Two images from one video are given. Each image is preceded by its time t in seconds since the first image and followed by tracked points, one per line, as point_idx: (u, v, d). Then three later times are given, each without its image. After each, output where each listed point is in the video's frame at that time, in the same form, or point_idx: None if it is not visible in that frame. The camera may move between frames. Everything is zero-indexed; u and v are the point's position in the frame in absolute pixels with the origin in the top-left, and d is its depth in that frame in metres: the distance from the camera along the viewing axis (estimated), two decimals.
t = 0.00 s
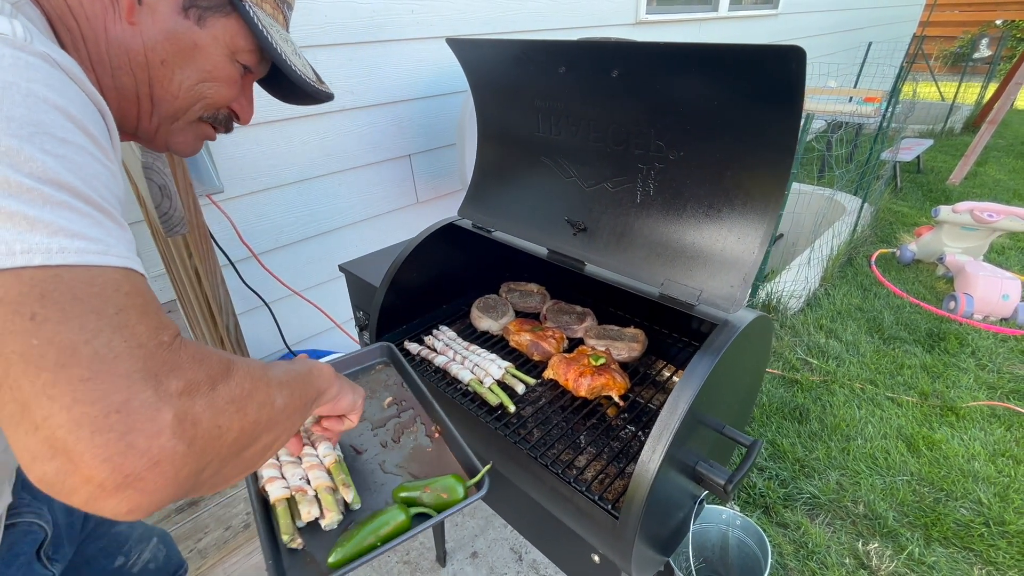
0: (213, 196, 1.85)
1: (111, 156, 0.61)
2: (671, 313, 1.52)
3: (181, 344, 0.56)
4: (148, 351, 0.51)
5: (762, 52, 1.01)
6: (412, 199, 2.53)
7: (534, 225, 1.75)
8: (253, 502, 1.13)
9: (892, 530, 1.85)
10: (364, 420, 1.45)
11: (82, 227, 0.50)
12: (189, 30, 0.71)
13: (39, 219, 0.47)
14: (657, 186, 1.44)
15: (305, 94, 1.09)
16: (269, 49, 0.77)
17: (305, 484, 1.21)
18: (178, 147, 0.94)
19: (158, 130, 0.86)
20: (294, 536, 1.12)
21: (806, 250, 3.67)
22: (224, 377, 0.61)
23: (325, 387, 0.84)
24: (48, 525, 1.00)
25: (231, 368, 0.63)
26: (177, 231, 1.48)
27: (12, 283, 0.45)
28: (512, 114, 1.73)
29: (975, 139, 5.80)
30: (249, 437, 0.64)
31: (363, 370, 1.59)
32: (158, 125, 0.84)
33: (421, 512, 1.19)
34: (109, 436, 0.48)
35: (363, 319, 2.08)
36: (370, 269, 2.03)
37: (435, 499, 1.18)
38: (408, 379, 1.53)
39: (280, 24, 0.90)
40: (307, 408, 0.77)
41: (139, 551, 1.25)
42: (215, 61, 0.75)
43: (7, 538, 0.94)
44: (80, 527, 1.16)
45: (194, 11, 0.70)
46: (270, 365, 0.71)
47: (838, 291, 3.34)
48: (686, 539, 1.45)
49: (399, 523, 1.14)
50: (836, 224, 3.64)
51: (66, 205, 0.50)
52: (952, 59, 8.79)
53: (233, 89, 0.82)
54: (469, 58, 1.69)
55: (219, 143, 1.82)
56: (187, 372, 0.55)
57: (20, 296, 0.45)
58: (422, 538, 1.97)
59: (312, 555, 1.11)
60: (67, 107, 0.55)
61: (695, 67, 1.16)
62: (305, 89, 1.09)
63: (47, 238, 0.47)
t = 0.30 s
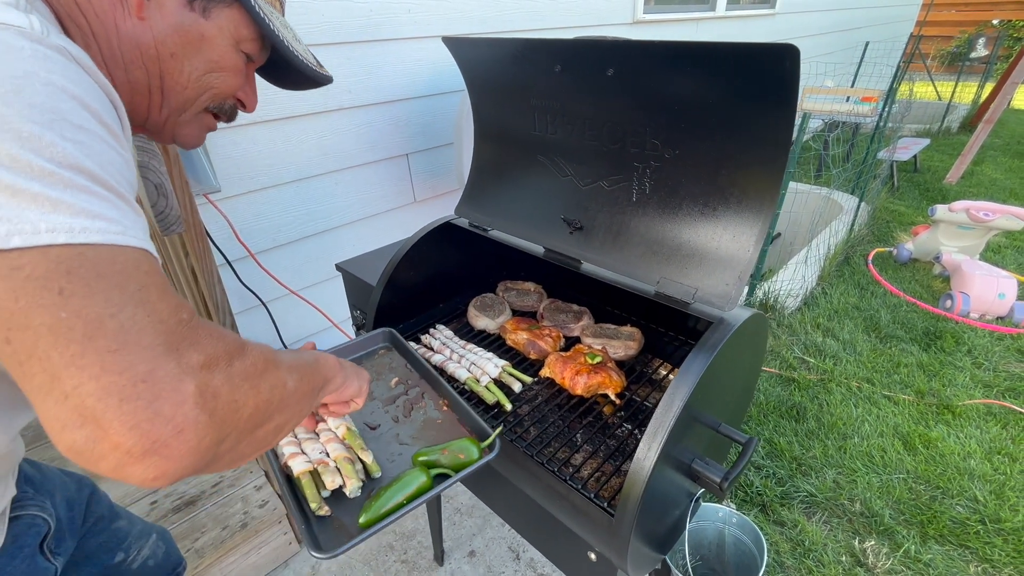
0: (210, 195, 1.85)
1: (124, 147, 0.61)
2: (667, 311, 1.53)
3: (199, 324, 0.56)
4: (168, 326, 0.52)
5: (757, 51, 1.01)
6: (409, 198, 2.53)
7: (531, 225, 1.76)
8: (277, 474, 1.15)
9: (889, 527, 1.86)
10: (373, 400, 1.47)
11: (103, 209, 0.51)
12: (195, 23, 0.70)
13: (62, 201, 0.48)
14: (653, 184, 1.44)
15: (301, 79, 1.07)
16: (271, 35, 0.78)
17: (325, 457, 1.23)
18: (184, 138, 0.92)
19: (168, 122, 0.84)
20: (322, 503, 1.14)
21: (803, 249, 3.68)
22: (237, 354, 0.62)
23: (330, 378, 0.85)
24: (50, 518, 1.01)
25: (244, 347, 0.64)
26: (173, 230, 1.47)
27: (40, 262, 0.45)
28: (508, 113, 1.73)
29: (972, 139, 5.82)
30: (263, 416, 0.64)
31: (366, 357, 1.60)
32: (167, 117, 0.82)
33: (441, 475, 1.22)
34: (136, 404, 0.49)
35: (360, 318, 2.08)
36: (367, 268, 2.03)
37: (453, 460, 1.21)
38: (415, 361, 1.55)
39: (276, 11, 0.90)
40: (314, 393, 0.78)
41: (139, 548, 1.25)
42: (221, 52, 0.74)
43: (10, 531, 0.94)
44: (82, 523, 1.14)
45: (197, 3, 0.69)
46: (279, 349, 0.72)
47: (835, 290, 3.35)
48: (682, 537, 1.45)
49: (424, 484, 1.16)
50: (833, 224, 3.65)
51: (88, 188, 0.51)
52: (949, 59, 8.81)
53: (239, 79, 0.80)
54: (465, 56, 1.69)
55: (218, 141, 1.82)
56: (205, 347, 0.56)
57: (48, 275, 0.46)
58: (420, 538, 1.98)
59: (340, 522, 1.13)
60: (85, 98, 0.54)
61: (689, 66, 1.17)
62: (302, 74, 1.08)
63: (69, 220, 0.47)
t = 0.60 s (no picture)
0: (206, 195, 1.84)
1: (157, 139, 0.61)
2: (663, 311, 1.53)
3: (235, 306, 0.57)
4: (211, 304, 0.53)
5: (754, 48, 1.00)
6: (406, 198, 2.53)
7: (529, 224, 1.75)
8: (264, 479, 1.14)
9: (887, 527, 1.86)
10: (367, 407, 1.47)
11: (146, 197, 0.51)
12: (213, 22, 0.69)
13: (108, 187, 0.48)
14: (650, 183, 1.44)
15: (305, 75, 1.04)
16: (280, 32, 0.77)
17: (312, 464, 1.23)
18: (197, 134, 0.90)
19: (181, 117, 0.82)
20: (307, 512, 1.13)
21: (801, 249, 3.68)
22: (270, 336, 0.62)
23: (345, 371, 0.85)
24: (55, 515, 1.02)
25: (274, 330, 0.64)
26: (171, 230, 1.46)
27: (93, 245, 0.46)
28: (505, 112, 1.72)
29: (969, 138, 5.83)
30: (292, 397, 0.65)
31: (365, 362, 1.60)
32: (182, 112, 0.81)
33: (429, 488, 1.22)
34: (186, 374, 0.49)
35: (357, 318, 2.07)
36: (364, 268, 2.02)
37: (443, 474, 1.21)
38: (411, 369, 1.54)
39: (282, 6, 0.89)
40: (333, 382, 0.78)
41: (137, 549, 1.24)
42: (236, 51, 0.74)
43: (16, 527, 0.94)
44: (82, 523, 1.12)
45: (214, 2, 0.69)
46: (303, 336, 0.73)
47: (833, 290, 3.35)
48: (680, 538, 1.45)
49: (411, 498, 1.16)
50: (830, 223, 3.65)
51: (132, 176, 0.51)
52: (946, 58, 8.81)
53: (251, 75, 0.80)
54: (463, 55, 1.68)
55: (216, 140, 1.81)
56: (242, 328, 0.57)
57: (100, 256, 0.46)
58: (417, 538, 1.97)
59: (324, 531, 1.12)
60: (125, 93, 0.55)
61: (684, 65, 1.16)
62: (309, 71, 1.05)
63: (114, 206, 0.47)
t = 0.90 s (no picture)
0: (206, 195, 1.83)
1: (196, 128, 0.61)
2: (662, 313, 1.52)
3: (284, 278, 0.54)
4: (250, 280, 0.50)
5: (758, 48, 1.00)
6: (406, 197, 2.52)
7: (530, 225, 1.75)
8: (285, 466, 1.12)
9: (887, 528, 1.85)
10: (379, 397, 1.48)
11: (194, 181, 0.51)
12: (235, 30, 0.69)
13: (156, 173, 0.47)
14: (651, 183, 1.43)
15: (313, 79, 1.04)
16: (298, 40, 0.78)
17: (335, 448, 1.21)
18: (213, 139, 0.90)
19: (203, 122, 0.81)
20: (331, 494, 1.13)
21: (801, 249, 3.68)
22: (324, 298, 0.58)
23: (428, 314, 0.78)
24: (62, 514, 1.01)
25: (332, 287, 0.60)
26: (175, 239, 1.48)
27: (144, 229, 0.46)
28: (506, 112, 1.72)
29: (969, 138, 5.82)
30: (359, 357, 0.61)
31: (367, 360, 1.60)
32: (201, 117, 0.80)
33: (448, 466, 1.24)
34: (238, 353, 0.48)
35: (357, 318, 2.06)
36: (364, 268, 2.01)
37: (461, 451, 1.23)
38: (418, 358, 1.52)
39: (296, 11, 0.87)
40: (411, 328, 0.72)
41: (139, 549, 1.23)
42: (256, 58, 0.73)
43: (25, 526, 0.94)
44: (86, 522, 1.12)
45: (237, 11, 0.69)
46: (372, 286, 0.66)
47: (833, 290, 3.35)
48: (681, 539, 1.44)
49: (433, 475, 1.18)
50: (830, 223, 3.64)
51: (178, 160, 0.51)
52: (946, 59, 8.81)
53: (267, 82, 0.80)
54: (464, 55, 1.68)
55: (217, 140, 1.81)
56: (289, 298, 0.53)
57: (147, 244, 0.46)
58: (417, 539, 1.96)
59: (348, 512, 1.13)
60: (164, 84, 0.54)
61: (686, 63, 1.16)
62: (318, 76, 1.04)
63: (165, 189, 0.47)
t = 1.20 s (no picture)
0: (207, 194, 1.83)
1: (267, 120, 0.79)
2: (664, 313, 1.52)
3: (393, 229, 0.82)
4: (379, 226, 0.78)
5: (763, 48, 0.99)
6: (407, 197, 2.52)
7: (531, 225, 1.75)
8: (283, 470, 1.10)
9: (889, 529, 1.85)
10: (376, 401, 1.46)
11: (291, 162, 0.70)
12: (251, 39, 0.80)
13: (272, 158, 0.67)
14: (654, 184, 1.43)
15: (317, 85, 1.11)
16: (306, 48, 0.89)
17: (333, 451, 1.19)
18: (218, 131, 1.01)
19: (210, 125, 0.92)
20: (330, 496, 1.12)
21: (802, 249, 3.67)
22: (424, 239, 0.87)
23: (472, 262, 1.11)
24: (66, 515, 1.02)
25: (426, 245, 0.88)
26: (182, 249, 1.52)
27: (296, 203, 0.68)
28: (508, 112, 1.71)
29: (971, 139, 5.80)
30: (451, 282, 0.92)
31: (366, 360, 1.60)
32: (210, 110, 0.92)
33: (447, 466, 1.22)
34: (388, 281, 0.79)
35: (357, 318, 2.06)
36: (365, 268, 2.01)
37: (460, 452, 1.21)
38: (416, 361, 1.53)
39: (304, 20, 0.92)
40: (475, 277, 1.04)
41: (137, 552, 1.23)
42: (267, 64, 0.85)
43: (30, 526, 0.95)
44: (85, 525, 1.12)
45: (253, 22, 0.80)
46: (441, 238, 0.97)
47: (834, 291, 3.34)
48: (683, 540, 1.44)
49: (431, 476, 1.16)
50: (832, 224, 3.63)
51: (278, 144, 0.70)
52: (947, 59, 8.79)
53: (275, 85, 0.92)
54: (466, 55, 1.67)
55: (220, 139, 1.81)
56: (404, 239, 0.82)
57: (306, 212, 0.69)
58: (417, 539, 1.96)
59: (347, 514, 1.13)
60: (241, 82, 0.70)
61: (691, 63, 1.15)
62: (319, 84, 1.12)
63: (283, 172, 0.68)
